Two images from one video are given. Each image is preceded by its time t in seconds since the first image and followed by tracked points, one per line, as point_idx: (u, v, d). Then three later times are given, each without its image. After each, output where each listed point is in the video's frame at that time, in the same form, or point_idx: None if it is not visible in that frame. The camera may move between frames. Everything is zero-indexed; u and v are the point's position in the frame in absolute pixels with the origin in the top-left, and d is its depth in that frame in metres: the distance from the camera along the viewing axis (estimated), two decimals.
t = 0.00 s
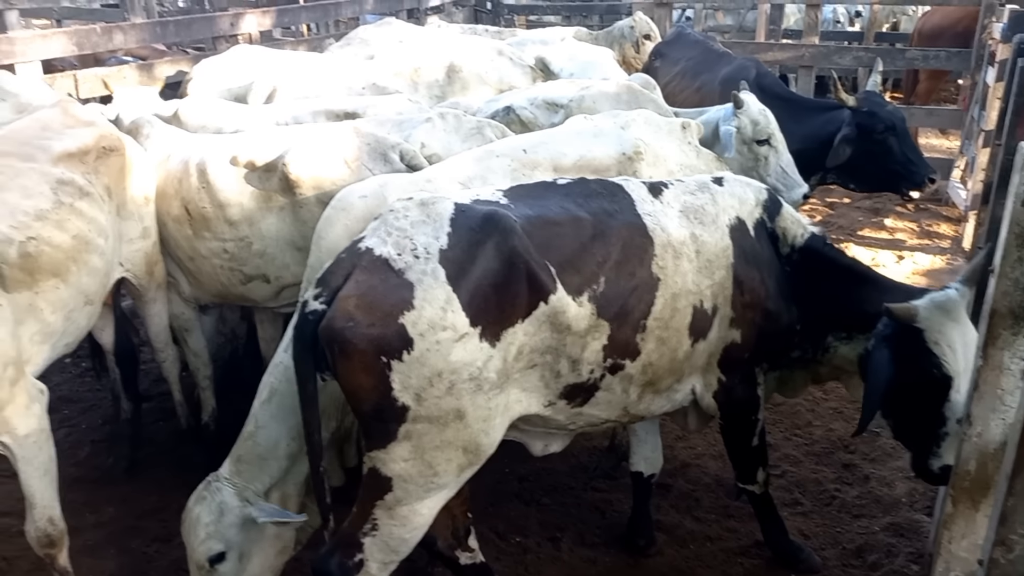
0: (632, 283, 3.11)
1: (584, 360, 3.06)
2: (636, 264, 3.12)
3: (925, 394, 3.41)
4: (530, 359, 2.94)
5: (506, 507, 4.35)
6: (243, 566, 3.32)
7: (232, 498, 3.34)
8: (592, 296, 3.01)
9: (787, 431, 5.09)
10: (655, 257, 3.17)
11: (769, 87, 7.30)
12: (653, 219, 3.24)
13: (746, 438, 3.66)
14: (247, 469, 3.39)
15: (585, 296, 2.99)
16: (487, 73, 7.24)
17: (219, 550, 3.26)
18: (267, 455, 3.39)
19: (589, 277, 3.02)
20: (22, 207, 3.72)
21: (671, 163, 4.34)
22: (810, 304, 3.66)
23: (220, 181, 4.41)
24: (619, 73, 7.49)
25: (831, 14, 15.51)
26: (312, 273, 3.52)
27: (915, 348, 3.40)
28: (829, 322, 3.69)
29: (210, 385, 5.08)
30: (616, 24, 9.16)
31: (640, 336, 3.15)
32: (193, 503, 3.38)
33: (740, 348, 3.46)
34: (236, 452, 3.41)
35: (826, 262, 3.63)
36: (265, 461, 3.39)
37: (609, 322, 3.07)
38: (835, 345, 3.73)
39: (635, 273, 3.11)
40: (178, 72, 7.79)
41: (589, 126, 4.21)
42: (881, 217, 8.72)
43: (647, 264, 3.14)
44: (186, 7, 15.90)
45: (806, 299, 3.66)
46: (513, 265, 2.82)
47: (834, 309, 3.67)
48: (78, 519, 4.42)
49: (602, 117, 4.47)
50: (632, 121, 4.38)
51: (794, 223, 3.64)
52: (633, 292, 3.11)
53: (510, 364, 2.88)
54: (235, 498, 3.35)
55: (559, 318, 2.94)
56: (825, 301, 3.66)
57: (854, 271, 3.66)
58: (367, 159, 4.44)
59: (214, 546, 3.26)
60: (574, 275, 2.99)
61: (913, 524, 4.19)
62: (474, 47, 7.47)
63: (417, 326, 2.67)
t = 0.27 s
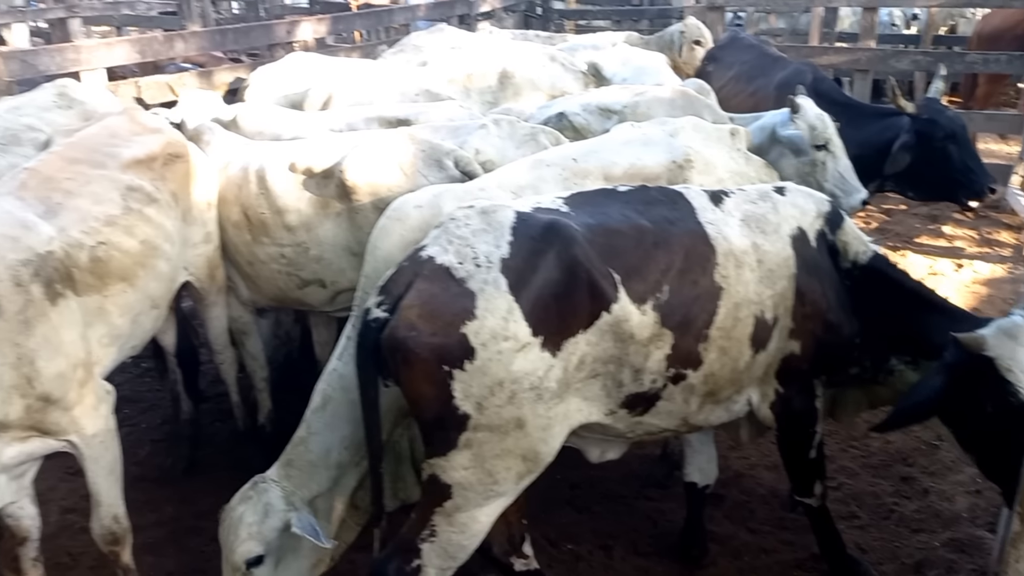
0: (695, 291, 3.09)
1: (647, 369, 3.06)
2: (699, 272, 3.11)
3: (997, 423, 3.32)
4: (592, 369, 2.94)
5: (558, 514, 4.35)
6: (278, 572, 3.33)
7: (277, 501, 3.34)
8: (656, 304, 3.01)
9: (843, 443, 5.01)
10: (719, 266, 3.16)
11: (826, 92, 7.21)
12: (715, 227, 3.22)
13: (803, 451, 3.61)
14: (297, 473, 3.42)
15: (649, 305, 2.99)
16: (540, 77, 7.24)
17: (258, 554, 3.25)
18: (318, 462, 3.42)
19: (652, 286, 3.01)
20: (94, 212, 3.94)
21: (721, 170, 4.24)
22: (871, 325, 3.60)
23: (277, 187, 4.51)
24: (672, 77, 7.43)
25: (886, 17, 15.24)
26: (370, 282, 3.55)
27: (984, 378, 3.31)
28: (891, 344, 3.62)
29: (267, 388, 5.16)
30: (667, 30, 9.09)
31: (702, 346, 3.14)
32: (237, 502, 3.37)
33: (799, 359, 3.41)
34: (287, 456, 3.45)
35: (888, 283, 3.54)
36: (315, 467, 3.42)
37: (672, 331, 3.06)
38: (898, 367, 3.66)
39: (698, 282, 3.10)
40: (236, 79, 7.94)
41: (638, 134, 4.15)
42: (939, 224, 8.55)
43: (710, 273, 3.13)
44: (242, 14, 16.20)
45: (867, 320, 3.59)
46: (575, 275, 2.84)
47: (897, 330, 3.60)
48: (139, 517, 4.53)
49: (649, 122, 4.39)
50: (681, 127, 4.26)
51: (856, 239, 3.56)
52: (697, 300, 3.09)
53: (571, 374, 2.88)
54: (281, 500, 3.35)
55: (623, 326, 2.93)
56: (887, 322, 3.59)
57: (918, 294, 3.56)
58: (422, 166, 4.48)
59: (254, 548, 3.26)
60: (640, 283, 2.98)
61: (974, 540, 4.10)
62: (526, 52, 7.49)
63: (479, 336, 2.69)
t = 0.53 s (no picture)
0: (767, 300, 3.06)
1: (716, 378, 3.03)
2: (770, 281, 3.07)
3: None
4: (660, 377, 2.93)
5: (613, 521, 4.32)
6: (324, 570, 3.29)
7: (330, 495, 3.36)
8: (726, 313, 2.98)
9: (907, 456, 4.90)
10: (791, 274, 3.12)
11: (893, 98, 7.08)
12: (786, 235, 3.18)
13: (867, 464, 3.53)
14: (349, 470, 3.44)
15: (721, 313, 2.96)
16: (600, 81, 7.23)
17: (308, 547, 3.23)
18: (371, 461, 3.44)
19: (724, 294, 2.98)
20: (168, 213, 4.06)
21: (782, 178, 4.14)
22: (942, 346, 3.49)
23: (341, 190, 4.57)
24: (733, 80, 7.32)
25: (953, 21, 14.88)
26: (432, 287, 3.58)
27: None
28: (960, 368, 3.51)
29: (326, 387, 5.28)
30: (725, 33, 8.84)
31: (772, 356, 3.10)
32: (289, 494, 3.38)
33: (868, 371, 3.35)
34: (339, 453, 3.48)
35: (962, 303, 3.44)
36: (369, 465, 3.43)
37: (743, 340, 3.02)
38: (968, 393, 3.55)
39: (770, 290, 3.07)
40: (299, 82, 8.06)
41: (697, 140, 4.12)
42: (1007, 234, 8.32)
43: (781, 281, 3.09)
44: (303, 19, 16.45)
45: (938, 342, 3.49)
46: (645, 282, 2.82)
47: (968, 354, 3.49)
48: (202, 512, 4.62)
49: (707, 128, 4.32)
50: (742, 131, 4.18)
51: (930, 255, 3.46)
52: (768, 309, 3.06)
53: (639, 382, 2.87)
54: (333, 494, 3.36)
55: (693, 335, 2.91)
56: (957, 344, 3.49)
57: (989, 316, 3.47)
58: (482, 169, 4.48)
59: (303, 542, 3.23)
60: (711, 290, 2.96)
61: None
62: (586, 56, 7.48)
63: (549, 343, 2.69)
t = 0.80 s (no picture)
0: (836, 305, 3.01)
1: (784, 384, 2.98)
2: (840, 286, 3.02)
3: None
4: (726, 382, 2.89)
5: (667, 528, 4.28)
6: (377, 562, 3.29)
7: (386, 487, 3.35)
8: (796, 317, 2.93)
9: (970, 472, 4.78)
10: (860, 278, 3.06)
11: (961, 104, 6.92)
12: (855, 240, 3.12)
13: (933, 477, 3.45)
14: (404, 464, 3.44)
15: (790, 317, 2.91)
16: (658, 85, 7.18)
17: (362, 538, 3.23)
18: (426, 456, 3.44)
19: (792, 298, 2.93)
20: (235, 211, 4.14)
21: (847, 185, 4.05)
22: (1012, 355, 3.41)
23: (400, 191, 4.61)
24: (793, 84, 7.19)
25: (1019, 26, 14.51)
26: (490, 288, 3.60)
27: None
28: None
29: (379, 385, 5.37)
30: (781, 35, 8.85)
31: (842, 362, 3.04)
32: (345, 484, 3.38)
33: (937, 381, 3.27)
34: (394, 446, 3.49)
35: None
36: (424, 461, 3.44)
37: (812, 345, 2.98)
38: None
39: (839, 295, 3.01)
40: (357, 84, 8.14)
41: (759, 146, 4.07)
42: None
43: (851, 286, 3.04)
44: (358, 22, 16.64)
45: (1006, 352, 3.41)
46: (713, 287, 2.79)
47: None
48: (259, 506, 4.69)
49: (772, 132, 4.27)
50: (807, 137, 4.12)
51: (1000, 262, 3.37)
52: (836, 314, 3.00)
53: (704, 386, 2.84)
54: (389, 487, 3.36)
55: (761, 339, 2.86)
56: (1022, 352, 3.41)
57: None
58: (540, 172, 4.47)
59: (358, 532, 3.24)
60: (780, 295, 2.91)
61: None
62: (644, 59, 7.45)
63: (615, 346, 2.68)
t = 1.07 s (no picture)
0: (900, 312, 2.97)
1: (844, 392, 2.94)
2: (904, 293, 2.98)
3: None
4: (785, 390, 2.86)
5: (716, 536, 4.25)
6: (429, 558, 3.32)
7: (441, 484, 3.39)
8: (857, 324, 2.90)
9: None
10: (923, 286, 3.01)
11: None
12: (919, 247, 3.07)
13: (992, 491, 3.37)
14: (458, 461, 3.48)
15: (852, 325, 2.88)
16: (711, 88, 7.12)
17: (415, 533, 3.28)
18: (479, 454, 3.48)
19: (856, 304, 2.90)
20: (297, 212, 4.23)
21: (910, 191, 3.99)
22: None
23: (454, 194, 4.66)
24: (849, 89, 7.09)
25: None
26: (544, 288, 3.58)
27: None
28: None
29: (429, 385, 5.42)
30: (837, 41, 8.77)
31: (903, 370, 3.00)
32: (400, 479, 3.43)
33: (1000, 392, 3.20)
34: (449, 444, 3.53)
35: None
36: (477, 459, 3.47)
37: (874, 353, 2.94)
38: None
39: (903, 301, 2.97)
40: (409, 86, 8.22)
41: (821, 151, 4.03)
42: None
43: (915, 293, 2.99)
44: (409, 24, 16.79)
45: None
46: (776, 293, 2.76)
47: None
48: (310, 502, 4.75)
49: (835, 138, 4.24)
50: (870, 143, 4.07)
51: None
52: (901, 321, 2.97)
53: (763, 393, 2.81)
54: (444, 484, 3.39)
55: (823, 347, 2.83)
56: None
57: None
58: (594, 175, 4.44)
59: (410, 528, 3.28)
60: (841, 301, 2.88)
61: None
62: (697, 62, 7.40)
63: (675, 351, 2.67)
